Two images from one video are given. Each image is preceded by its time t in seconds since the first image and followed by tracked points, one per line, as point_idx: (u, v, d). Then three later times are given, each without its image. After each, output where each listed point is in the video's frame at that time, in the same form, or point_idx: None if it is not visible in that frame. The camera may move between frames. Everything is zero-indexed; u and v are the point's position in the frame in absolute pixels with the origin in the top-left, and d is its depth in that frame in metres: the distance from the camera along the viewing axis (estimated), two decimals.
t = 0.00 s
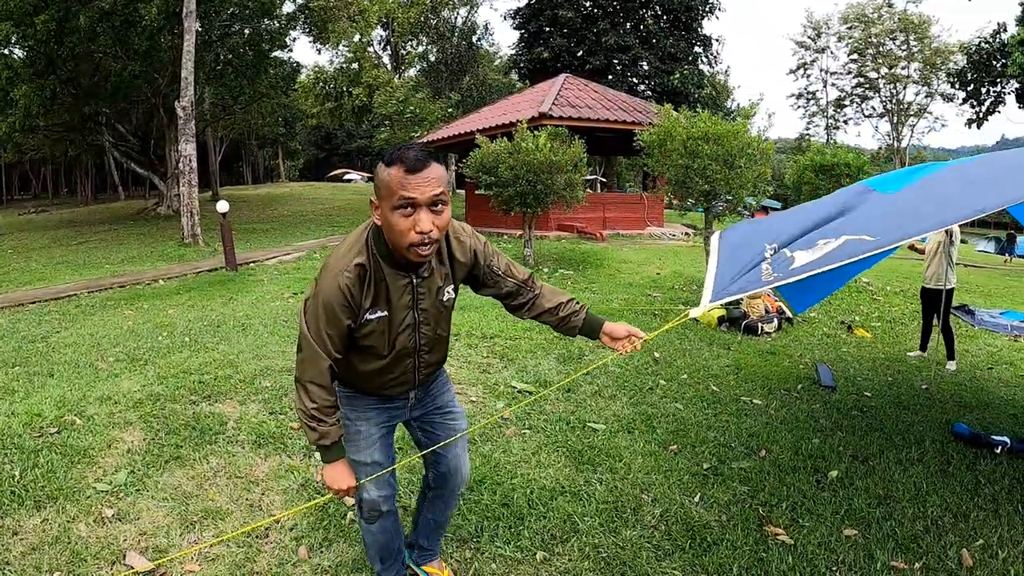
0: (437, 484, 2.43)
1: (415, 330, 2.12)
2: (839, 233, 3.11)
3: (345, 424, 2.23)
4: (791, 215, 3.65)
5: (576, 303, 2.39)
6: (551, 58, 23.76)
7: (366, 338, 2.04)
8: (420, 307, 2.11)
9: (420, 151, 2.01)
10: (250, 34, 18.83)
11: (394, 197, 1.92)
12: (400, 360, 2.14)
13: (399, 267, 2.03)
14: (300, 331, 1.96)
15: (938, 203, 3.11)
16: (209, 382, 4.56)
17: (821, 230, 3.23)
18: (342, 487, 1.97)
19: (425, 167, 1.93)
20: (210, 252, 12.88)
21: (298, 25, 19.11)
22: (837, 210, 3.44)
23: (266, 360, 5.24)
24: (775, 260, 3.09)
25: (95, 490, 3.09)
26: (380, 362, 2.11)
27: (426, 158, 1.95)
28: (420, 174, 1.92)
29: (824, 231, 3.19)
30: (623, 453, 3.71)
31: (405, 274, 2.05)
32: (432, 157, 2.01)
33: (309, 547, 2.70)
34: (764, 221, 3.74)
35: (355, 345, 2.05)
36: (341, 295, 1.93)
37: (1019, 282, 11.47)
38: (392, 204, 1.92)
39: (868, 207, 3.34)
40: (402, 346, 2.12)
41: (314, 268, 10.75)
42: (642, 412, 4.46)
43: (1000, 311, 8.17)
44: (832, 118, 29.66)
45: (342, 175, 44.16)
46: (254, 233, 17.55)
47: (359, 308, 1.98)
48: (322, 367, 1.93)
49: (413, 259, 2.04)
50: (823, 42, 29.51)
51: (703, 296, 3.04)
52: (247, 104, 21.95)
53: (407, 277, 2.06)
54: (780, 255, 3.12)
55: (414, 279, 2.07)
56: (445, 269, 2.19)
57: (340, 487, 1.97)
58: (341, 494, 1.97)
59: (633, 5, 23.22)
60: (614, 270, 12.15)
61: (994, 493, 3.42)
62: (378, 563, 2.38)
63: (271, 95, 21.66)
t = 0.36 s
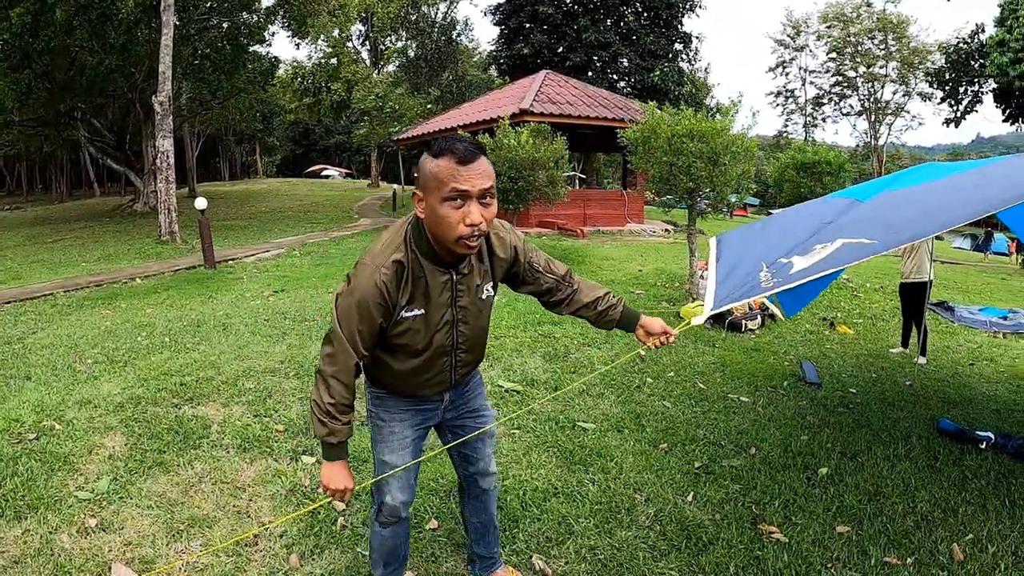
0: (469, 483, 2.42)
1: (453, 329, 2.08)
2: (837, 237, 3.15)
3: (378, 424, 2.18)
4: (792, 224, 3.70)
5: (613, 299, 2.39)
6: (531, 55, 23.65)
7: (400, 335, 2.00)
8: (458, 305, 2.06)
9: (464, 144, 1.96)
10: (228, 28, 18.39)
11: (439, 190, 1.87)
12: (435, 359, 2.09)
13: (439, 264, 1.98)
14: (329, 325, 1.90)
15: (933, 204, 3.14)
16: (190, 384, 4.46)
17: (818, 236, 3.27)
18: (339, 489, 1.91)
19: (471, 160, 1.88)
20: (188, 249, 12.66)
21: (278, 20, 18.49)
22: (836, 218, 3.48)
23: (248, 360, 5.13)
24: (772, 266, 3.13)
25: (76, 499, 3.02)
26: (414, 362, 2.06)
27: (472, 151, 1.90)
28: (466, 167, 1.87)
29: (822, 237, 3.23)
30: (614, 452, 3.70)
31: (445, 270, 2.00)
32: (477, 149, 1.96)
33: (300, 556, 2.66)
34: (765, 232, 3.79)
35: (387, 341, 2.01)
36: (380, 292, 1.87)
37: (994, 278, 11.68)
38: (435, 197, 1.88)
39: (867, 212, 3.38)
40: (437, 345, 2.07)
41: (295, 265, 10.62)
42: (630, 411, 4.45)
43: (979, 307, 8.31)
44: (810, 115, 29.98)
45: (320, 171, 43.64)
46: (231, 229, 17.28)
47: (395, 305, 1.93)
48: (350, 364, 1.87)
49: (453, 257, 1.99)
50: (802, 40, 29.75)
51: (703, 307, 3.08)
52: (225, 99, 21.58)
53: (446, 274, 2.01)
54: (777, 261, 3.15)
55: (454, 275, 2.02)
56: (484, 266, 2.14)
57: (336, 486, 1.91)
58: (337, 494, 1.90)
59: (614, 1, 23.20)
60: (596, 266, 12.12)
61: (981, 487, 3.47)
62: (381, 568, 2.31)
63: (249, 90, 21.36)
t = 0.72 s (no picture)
0: (462, 478, 2.39)
1: (469, 342, 2.06)
2: (818, 255, 3.23)
3: (385, 422, 2.15)
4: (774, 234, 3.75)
5: (603, 328, 2.44)
6: (501, 53, 23.59)
7: (416, 347, 1.98)
8: (477, 319, 2.04)
9: (496, 161, 1.91)
10: (194, 25, 17.94)
11: (467, 211, 1.83)
12: (450, 371, 2.07)
13: (461, 280, 1.96)
14: (344, 330, 1.88)
15: (909, 211, 3.21)
16: (162, 390, 4.35)
17: (799, 252, 3.33)
18: (329, 499, 1.85)
19: (502, 185, 1.83)
20: (155, 250, 12.38)
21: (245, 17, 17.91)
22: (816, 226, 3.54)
23: (218, 363, 5.00)
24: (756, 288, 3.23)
25: (49, 513, 2.93)
26: (430, 373, 2.05)
27: (504, 175, 1.85)
28: (496, 192, 1.82)
29: (804, 253, 3.29)
30: (598, 451, 3.70)
31: (467, 286, 1.97)
32: (509, 170, 1.91)
33: (283, 566, 2.61)
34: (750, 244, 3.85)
35: (402, 350, 1.99)
36: (401, 306, 1.86)
37: (957, 273, 11.98)
38: (461, 219, 1.84)
39: (845, 218, 3.44)
40: (452, 358, 2.05)
41: (266, 265, 10.44)
42: (609, 409, 4.45)
43: (946, 302, 8.52)
44: (777, 114, 30.46)
45: (287, 169, 42.98)
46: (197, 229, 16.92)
47: (416, 318, 1.91)
48: (363, 375, 1.85)
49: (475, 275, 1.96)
50: (769, 40, 30.21)
51: (691, 328, 3.18)
52: (191, 95, 21.11)
53: (467, 290, 1.98)
54: (762, 282, 3.25)
55: (475, 292, 1.99)
56: (505, 282, 2.11)
57: (327, 496, 1.85)
58: (327, 505, 1.85)
59: None
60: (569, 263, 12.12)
61: (957, 478, 3.55)
62: (370, 566, 2.26)
63: (215, 87, 20.96)
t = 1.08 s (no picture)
0: (450, 483, 2.39)
1: (456, 349, 2.05)
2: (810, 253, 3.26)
3: (373, 431, 2.14)
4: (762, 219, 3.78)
5: (593, 326, 2.44)
6: (483, 55, 23.58)
7: (402, 355, 1.97)
8: (462, 327, 2.03)
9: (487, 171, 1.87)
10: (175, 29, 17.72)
11: (451, 223, 1.80)
12: (436, 378, 2.06)
13: (446, 288, 1.95)
14: (329, 339, 1.87)
15: (897, 211, 3.30)
16: (149, 399, 4.30)
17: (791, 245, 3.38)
18: (344, 508, 1.88)
19: (489, 199, 1.79)
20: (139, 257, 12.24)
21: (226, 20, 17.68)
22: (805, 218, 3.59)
23: (205, 371, 4.95)
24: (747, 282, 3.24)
25: (39, 527, 2.89)
26: (418, 381, 2.04)
27: (491, 189, 1.80)
28: (479, 207, 1.78)
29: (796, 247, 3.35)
30: (591, 452, 3.71)
31: (451, 294, 1.96)
32: (501, 179, 1.86)
33: None
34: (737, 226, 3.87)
35: (389, 359, 1.98)
36: (387, 315, 1.85)
37: (937, 268, 12.16)
38: (445, 230, 1.81)
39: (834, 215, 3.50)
40: (440, 365, 2.04)
41: (251, 271, 10.35)
42: (599, 410, 4.47)
43: (929, 297, 8.65)
44: (759, 113, 30.73)
45: (269, 174, 42.67)
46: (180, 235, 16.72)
47: (401, 326, 1.91)
48: (350, 385, 1.84)
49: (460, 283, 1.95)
50: (749, 39, 30.48)
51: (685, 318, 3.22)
52: (171, 100, 20.87)
53: (453, 297, 1.97)
54: (752, 276, 3.26)
55: (460, 299, 1.98)
56: (492, 289, 2.10)
57: (340, 507, 1.88)
58: (340, 516, 1.87)
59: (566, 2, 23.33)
60: (555, 264, 12.13)
61: (945, 471, 3.60)
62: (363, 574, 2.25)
63: (197, 92, 20.77)
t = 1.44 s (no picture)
0: (448, 490, 2.38)
1: (448, 358, 2.05)
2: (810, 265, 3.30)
3: (370, 438, 2.14)
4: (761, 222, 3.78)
5: (587, 334, 2.47)
6: (483, 62, 23.66)
7: (395, 365, 1.98)
8: (454, 335, 2.02)
9: (473, 214, 1.80)
10: (177, 33, 17.76)
11: (423, 266, 1.80)
12: (431, 387, 2.06)
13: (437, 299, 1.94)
14: (321, 346, 1.87)
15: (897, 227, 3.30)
16: (148, 404, 4.29)
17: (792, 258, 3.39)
18: (340, 515, 1.86)
19: (463, 255, 1.75)
20: (138, 260, 12.22)
21: (228, 25, 17.70)
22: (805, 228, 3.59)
23: (203, 376, 4.94)
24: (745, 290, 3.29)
25: (38, 530, 2.88)
26: (411, 391, 2.04)
27: (469, 244, 1.75)
28: (451, 265, 1.76)
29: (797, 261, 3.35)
30: (590, 460, 3.71)
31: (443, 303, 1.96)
32: (484, 229, 1.79)
33: None
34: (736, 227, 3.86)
35: (382, 367, 1.98)
36: (376, 325, 1.85)
37: (934, 279, 12.19)
38: (419, 269, 1.82)
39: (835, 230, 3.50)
40: (433, 374, 2.04)
41: (250, 276, 10.34)
42: (598, 418, 4.47)
43: (926, 307, 8.67)
44: (757, 123, 30.87)
45: (268, 179, 42.67)
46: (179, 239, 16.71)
47: (392, 335, 1.90)
48: (342, 393, 1.84)
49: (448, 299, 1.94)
50: (749, 50, 30.65)
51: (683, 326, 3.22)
52: (171, 104, 20.88)
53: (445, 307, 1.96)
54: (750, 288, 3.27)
55: (451, 310, 1.98)
56: (486, 299, 2.09)
57: (337, 515, 1.87)
58: (336, 524, 1.86)
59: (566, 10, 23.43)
60: (554, 271, 12.14)
61: (943, 481, 3.60)
62: None
63: (198, 96, 20.80)
